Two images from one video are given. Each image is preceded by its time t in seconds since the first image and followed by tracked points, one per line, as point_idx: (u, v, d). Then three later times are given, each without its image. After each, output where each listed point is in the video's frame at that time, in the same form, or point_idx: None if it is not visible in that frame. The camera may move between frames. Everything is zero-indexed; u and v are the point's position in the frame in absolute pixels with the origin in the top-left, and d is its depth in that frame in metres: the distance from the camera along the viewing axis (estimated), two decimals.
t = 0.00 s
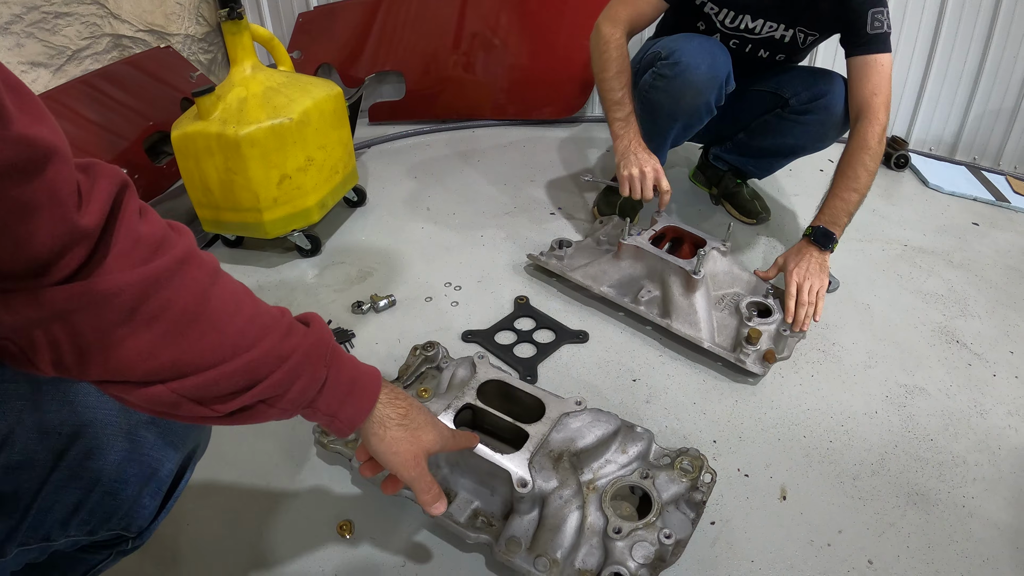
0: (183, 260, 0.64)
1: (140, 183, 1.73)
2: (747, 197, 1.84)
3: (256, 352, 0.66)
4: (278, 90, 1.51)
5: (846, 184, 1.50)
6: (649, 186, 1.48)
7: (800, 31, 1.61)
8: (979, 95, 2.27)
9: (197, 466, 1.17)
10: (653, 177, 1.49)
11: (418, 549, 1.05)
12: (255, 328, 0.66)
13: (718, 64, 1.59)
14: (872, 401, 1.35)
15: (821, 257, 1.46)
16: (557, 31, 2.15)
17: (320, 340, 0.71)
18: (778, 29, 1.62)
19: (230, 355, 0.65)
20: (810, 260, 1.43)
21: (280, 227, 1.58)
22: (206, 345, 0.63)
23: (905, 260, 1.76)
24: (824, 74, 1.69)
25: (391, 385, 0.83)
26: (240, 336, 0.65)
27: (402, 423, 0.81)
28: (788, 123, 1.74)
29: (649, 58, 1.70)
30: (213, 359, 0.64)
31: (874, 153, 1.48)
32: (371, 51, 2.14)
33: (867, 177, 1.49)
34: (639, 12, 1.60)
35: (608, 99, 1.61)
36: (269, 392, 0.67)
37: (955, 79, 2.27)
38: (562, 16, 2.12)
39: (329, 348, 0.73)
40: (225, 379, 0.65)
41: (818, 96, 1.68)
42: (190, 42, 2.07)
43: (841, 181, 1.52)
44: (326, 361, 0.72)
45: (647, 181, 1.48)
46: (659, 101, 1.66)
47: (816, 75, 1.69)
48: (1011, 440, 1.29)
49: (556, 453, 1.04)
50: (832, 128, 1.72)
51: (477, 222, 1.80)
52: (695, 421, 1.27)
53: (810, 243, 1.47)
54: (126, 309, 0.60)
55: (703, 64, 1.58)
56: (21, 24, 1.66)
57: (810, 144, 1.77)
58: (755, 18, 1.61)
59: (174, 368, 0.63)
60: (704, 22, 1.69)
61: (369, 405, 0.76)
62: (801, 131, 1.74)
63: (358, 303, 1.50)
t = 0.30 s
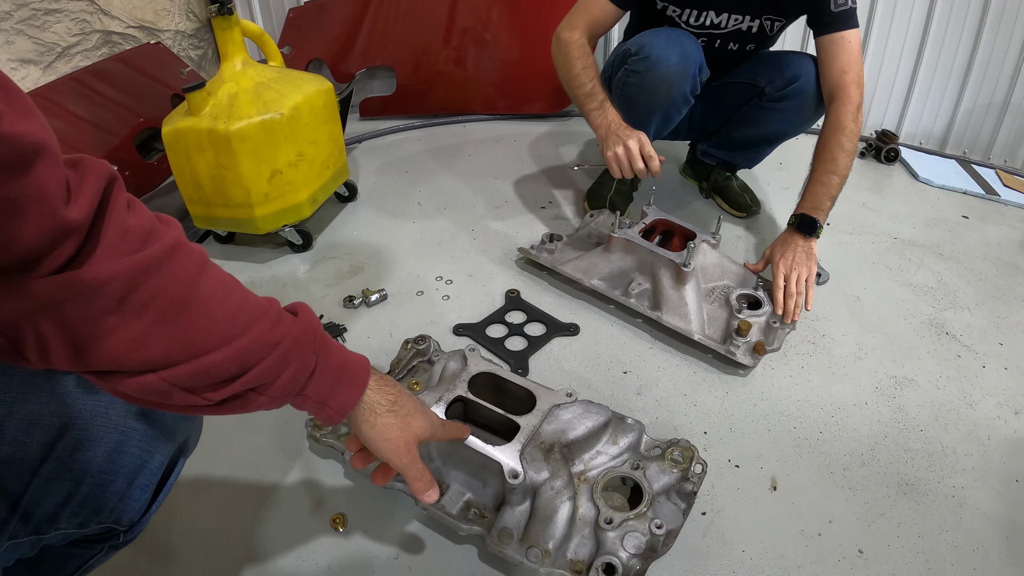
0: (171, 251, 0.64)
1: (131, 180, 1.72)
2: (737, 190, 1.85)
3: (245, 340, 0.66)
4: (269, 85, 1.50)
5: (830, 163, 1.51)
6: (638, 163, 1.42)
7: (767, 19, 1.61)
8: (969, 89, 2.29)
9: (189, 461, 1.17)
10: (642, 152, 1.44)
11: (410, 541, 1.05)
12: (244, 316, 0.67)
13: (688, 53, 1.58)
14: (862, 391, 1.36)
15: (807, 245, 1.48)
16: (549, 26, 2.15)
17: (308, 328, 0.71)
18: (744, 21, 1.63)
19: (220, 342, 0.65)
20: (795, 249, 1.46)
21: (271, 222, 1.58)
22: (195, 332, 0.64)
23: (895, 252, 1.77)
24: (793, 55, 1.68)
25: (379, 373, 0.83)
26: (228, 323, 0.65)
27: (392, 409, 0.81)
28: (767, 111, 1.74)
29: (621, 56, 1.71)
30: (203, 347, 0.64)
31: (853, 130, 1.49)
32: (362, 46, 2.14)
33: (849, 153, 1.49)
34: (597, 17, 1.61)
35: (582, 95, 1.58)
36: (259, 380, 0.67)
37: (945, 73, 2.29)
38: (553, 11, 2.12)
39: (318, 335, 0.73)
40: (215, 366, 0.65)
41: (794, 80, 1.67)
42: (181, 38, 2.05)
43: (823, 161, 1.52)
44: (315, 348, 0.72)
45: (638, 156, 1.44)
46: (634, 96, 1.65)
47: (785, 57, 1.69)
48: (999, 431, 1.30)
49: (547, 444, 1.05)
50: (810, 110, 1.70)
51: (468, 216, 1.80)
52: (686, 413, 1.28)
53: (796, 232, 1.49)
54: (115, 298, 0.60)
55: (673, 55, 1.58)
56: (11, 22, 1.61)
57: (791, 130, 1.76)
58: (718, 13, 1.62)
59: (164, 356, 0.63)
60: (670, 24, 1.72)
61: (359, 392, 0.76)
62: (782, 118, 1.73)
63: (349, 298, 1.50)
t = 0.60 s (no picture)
0: (164, 249, 0.63)
1: (128, 177, 1.71)
2: (735, 190, 1.85)
3: (239, 338, 0.66)
4: (266, 83, 1.50)
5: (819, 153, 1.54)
6: (671, 244, 1.28)
7: (745, 20, 1.64)
8: (967, 91, 2.29)
9: (186, 459, 1.17)
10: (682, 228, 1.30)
11: (407, 540, 1.05)
12: (237, 314, 0.66)
13: (671, 51, 1.57)
14: (859, 392, 1.36)
15: (803, 245, 1.48)
16: (547, 25, 2.14)
17: (301, 325, 0.71)
18: (723, 23, 1.64)
19: (213, 340, 0.65)
20: (792, 249, 1.47)
21: (269, 220, 1.58)
22: (188, 330, 0.63)
23: (893, 253, 1.77)
24: (774, 48, 1.68)
25: (374, 370, 0.83)
26: (221, 321, 0.65)
27: (385, 407, 0.81)
28: (755, 105, 1.73)
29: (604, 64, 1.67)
30: (197, 345, 0.64)
31: (838, 119, 1.53)
32: (359, 44, 2.13)
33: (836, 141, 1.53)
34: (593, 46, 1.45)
35: (596, 147, 1.40)
36: (253, 379, 0.67)
37: (943, 74, 2.29)
38: (551, 10, 2.12)
39: (311, 333, 0.72)
40: (209, 364, 0.64)
41: (777, 72, 1.67)
42: (177, 34, 2.02)
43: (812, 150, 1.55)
44: (309, 345, 0.72)
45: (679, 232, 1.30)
46: (622, 100, 1.63)
47: (767, 52, 1.69)
48: (996, 432, 1.30)
49: (546, 445, 1.05)
50: (796, 103, 1.70)
51: (465, 215, 1.80)
52: (684, 414, 1.28)
53: (790, 232, 1.50)
54: (109, 296, 0.59)
55: (657, 55, 1.56)
56: (7, 18, 1.60)
57: (781, 122, 1.75)
58: (698, 21, 1.62)
59: (158, 355, 0.63)
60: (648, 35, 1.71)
61: (353, 387, 0.76)
62: (771, 111, 1.72)
63: (347, 297, 1.50)
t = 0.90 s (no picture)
0: (162, 243, 0.63)
1: (128, 172, 1.72)
2: (737, 188, 1.84)
3: (235, 333, 0.65)
4: (266, 77, 1.49)
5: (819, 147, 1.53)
6: (688, 240, 1.29)
7: (738, 16, 1.63)
8: (970, 90, 2.28)
9: (185, 454, 1.16)
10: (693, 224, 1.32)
11: (406, 536, 1.04)
12: (234, 308, 0.66)
13: (659, 46, 1.55)
14: (861, 392, 1.36)
15: (805, 242, 1.47)
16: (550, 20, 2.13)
17: (298, 320, 0.70)
18: (717, 20, 1.64)
19: (210, 334, 0.64)
20: (794, 248, 1.46)
21: (269, 216, 1.57)
22: (184, 325, 0.63)
23: (895, 252, 1.76)
24: (770, 45, 1.66)
25: (374, 366, 0.83)
26: (218, 315, 0.65)
27: (383, 402, 0.80)
28: (752, 104, 1.72)
29: (596, 59, 1.65)
30: (193, 340, 0.63)
31: (839, 114, 1.52)
32: (361, 39, 2.12)
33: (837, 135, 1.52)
34: (585, 34, 1.41)
35: (598, 141, 1.35)
36: (249, 374, 0.66)
37: (947, 73, 2.27)
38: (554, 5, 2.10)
39: (307, 327, 0.72)
40: (205, 359, 0.64)
41: (773, 71, 1.65)
42: (179, 29, 1.89)
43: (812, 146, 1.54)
44: (307, 339, 0.71)
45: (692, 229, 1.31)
46: (614, 98, 1.63)
47: (762, 49, 1.67)
48: (999, 433, 1.30)
49: (546, 443, 1.05)
50: (793, 101, 1.68)
51: (466, 211, 1.79)
52: (685, 412, 1.27)
53: (792, 230, 1.49)
54: (104, 289, 0.59)
55: (646, 51, 1.54)
56: (6, 11, 1.53)
57: (778, 120, 1.74)
58: (691, 19, 1.62)
59: (154, 349, 0.62)
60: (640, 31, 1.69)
61: (350, 381, 0.75)
62: (768, 110, 1.72)
63: (346, 293, 1.49)
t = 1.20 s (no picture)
0: (162, 240, 0.62)
1: (127, 169, 1.71)
2: (736, 185, 1.83)
3: (235, 330, 0.65)
4: (265, 75, 1.48)
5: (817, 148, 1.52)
6: (694, 227, 1.30)
7: (738, 16, 1.64)
8: (969, 90, 2.28)
9: (183, 451, 1.16)
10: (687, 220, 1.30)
11: (405, 535, 1.04)
12: (235, 306, 0.66)
13: (660, 43, 1.55)
14: (860, 390, 1.36)
15: (804, 241, 1.47)
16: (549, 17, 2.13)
17: (299, 318, 0.70)
18: (716, 19, 1.64)
19: (210, 332, 0.64)
20: (793, 247, 1.46)
21: (268, 213, 1.57)
22: (185, 322, 0.63)
23: (894, 251, 1.76)
24: (770, 43, 1.66)
25: (375, 365, 0.83)
26: (219, 313, 0.64)
27: (385, 401, 0.80)
28: (752, 102, 1.71)
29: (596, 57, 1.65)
30: (194, 337, 0.63)
31: (837, 115, 1.52)
32: (360, 36, 2.11)
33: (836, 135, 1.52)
34: (584, 33, 1.42)
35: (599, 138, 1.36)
36: (250, 372, 0.66)
37: (947, 72, 2.27)
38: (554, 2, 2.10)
39: (308, 325, 0.71)
40: (206, 357, 0.63)
41: (772, 68, 1.65)
42: (177, 25, 1.90)
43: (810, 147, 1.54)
44: (307, 337, 0.71)
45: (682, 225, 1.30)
46: (614, 95, 1.63)
47: (762, 48, 1.66)
48: (997, 432, 1.30)
49: (544, 440, 1.05)
50: (793, 98, 1.68)
51: (465, 208, 1.79)
52: (684, 410, 1.27)
53: (791, 229, 1.48)
54: (104, 287, 0.58)
55: (646, 47, 1.54)
56: (5, 8, 1.53)
57: (778, 117, 1.74)
58: (690, 17, 1.62)
59: (154, 346, 0.62)
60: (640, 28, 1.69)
61: (351, 380, 0.75)
62: (768, 108, 1.71)
63: (345, 290, 1.49)
